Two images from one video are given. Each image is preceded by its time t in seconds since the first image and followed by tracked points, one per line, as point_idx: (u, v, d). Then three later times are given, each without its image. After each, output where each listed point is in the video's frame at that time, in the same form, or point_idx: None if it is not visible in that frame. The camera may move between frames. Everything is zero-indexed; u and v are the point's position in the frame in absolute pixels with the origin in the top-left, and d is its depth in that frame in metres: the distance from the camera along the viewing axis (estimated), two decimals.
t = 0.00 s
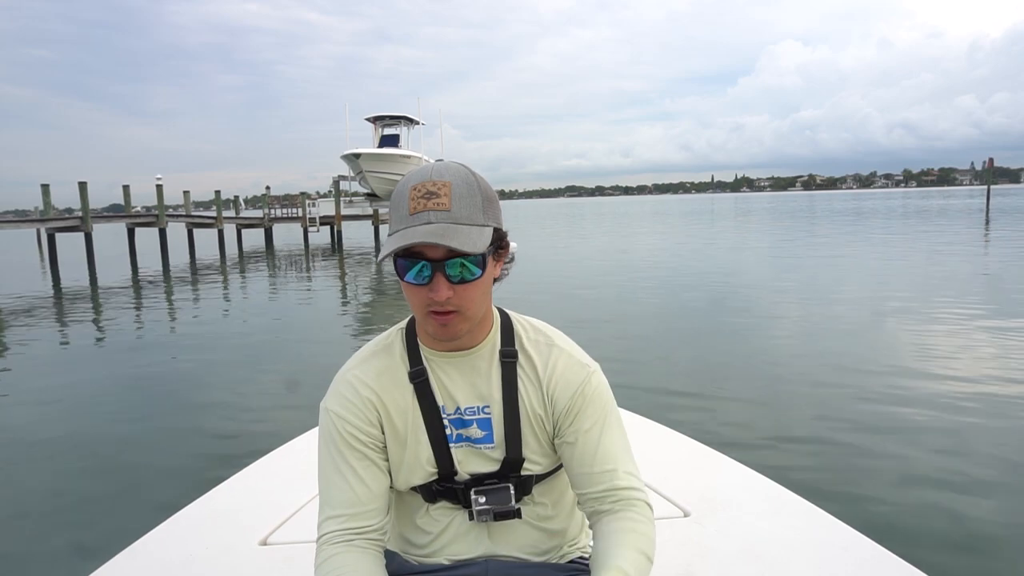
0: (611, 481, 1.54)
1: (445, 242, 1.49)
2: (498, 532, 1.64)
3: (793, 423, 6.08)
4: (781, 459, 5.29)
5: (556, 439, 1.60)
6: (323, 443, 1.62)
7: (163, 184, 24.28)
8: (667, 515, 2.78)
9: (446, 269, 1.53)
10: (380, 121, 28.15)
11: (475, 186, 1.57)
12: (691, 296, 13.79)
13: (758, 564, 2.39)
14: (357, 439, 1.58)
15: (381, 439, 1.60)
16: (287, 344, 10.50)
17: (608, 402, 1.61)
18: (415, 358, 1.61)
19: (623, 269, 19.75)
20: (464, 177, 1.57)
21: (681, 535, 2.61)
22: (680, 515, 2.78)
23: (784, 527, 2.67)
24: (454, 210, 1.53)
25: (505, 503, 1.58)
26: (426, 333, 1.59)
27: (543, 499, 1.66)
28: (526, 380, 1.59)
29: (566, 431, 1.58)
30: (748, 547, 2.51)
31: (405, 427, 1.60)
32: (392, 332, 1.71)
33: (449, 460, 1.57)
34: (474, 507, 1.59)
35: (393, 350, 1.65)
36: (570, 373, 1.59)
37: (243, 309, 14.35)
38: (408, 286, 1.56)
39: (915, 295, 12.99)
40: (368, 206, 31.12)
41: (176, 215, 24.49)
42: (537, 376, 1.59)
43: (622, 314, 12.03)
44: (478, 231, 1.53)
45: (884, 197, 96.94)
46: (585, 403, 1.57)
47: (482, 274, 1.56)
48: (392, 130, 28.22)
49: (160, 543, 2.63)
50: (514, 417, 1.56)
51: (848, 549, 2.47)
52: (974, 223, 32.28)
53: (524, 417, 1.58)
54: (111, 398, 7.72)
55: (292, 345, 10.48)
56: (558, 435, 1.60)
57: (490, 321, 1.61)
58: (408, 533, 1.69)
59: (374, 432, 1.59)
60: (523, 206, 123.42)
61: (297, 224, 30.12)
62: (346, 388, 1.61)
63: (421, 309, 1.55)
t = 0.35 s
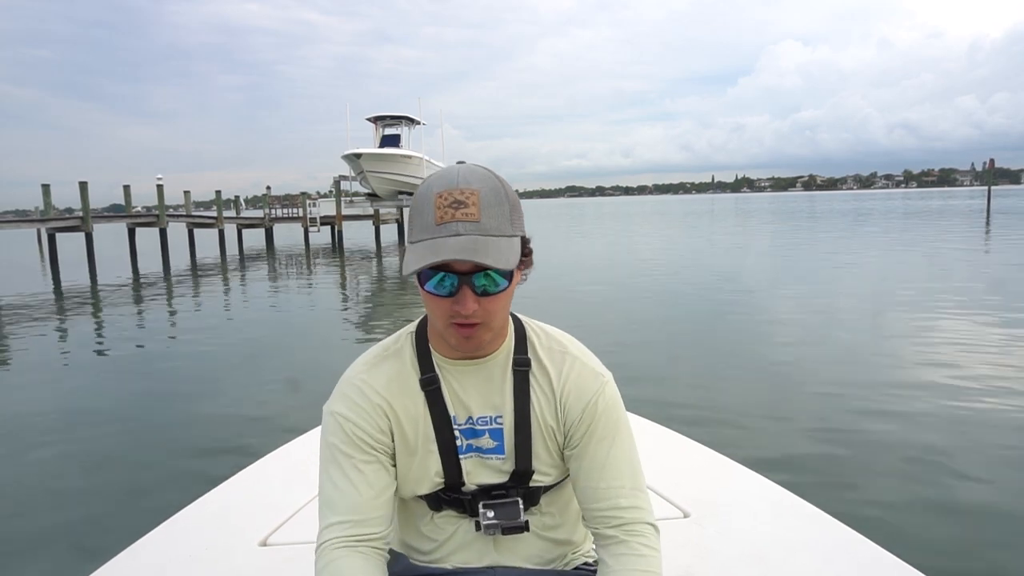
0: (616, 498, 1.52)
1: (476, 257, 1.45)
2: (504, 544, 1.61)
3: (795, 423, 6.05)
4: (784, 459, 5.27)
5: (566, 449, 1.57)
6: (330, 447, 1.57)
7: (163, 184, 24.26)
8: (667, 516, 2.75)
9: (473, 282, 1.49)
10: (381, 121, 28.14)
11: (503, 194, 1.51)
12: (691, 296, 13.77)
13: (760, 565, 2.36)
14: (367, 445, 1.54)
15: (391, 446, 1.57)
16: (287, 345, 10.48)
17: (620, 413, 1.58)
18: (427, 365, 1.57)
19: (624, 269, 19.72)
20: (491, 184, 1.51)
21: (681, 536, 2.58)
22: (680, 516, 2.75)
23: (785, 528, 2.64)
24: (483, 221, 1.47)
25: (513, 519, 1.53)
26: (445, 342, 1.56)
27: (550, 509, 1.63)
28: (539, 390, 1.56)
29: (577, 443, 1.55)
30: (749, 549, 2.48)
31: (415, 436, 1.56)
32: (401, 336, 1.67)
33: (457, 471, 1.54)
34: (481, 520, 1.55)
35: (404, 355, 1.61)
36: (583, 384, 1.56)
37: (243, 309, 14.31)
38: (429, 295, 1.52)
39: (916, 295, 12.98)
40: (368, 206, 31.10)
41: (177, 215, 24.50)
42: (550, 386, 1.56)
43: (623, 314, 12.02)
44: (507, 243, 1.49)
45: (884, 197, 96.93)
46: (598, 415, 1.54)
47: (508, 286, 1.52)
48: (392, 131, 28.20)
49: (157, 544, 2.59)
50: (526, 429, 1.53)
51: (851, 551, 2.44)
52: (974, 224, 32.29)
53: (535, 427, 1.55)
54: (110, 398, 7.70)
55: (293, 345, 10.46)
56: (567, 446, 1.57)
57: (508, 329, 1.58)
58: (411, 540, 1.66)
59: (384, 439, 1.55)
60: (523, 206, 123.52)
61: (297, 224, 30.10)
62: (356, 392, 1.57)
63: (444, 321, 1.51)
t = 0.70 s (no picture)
0: (621, 504, 1.52)
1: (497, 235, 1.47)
2: (507, 546, 1.62)
3: (795, 423, 6.06)
4: (782, 459, 5.28)
5: (573, 453, 1.58)
6: (339, 439, 1.56)
7: (164, 184, 24.26)
8: (667, 516, 2.76)
9: (491, 264, 1.51)
10: (381, 121, 28.13)
11: (526, 184, 1.55)
12: (692, 296, 13.77)
13: (759, 565, 2.37)
14: (377, 442, 1.54)
15: (400, 442, 1.57)
16: (287, 345, 10.49)
17: (630, 419, 1.58)
18: (439, 361, 1.58)
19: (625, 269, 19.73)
20: (515, 174, 1.56)
21: (681, 536, 2.59)
22: (680, 516, 2.76)
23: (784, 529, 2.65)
24: (505, 203, 1.50)
25: (518, 519, 1.55)
26: (460, 332, 1.57)
27: (554, 512, 1.65)
28: (550, 392, 1.57)
29: (586, 447, 1.56)
30: (748, 549, 2.48)
31: (425, 432, 1.57)
32: (416, 332, 1.68)
33: (465, 471, 1.55)
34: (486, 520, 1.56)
35: (417, 350, 1.62)
36: (594, 388, 1.56)
37: (244, 309, 14.32)
38: (448, 277, 1.54)
39: (917, 295, 12.98)
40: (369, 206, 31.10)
41: (177, 215, 24.51)
42: (562, 389, 1.57)
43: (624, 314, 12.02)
44: (527, 228, 1.52)
45: (885, 197, 96.82)
46: (608, 421, 1.55)
47: (526, 274, 1.55)
48: (393, 131, 28.20)
49: (158, 543, 2.61)
50: (536, 430, 1.54)
51: (849, 550, 2.45)
52: (974, 224, 32.26)
53: (546, 430, 1.56)
54: (111, 398, 7.71)
55: (294, 345, 10.47)
56: (576, 449, 1.58)
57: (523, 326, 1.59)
58: (412, 537, 1.66)
59: (394, 435, 1.55)
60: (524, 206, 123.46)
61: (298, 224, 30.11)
62: (368, 385, 1.57)
63: (460, 304, 1.52)
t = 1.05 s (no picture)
0: (616, 508, 1.53)
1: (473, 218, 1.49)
2: (502, 539, 1.63)
3: (795, 422, 6.07)
4: (781, 459, 5.29)
5: (571, 451, 1.58)
6: (340, 426, 1.62)
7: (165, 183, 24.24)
8: (667, 516, 2.77)
9: (473, 250, 1.53)
10: (382, 121, 28.14)
11: (514, 175, 1.56)
12: (693, 296, 13.77)
13: (758, 565, 2.37)
14: (375, 429, 1.58)
15: (398, 429, 1.60)
16: (289, 345, 10.51)
17: (628, 419, 1.58)
18: (439, 353, 1.60)
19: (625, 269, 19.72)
20: (505, 167, 1.58)
21: (680, 535, 2.59)
22: (680, 516, 2.77)
23: (784, 528, 2.65)
24: (487, 191, 1.53)
25: (508, 511, 1.55)
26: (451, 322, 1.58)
27: (550, 510, 1.64)
28: (548, 388, 1.57)
29: (582, 446, 1.56)
30: (747, 548, 2.49)
31: (422, 420, 1.59)
32: (420, 324, 1.71)
33: (459, 461, 1.56)
34: (477, 511, 1.57)
35: (419, 341, 1.64)
36: (592, 387, 1.56)
37: (244, 309, 14.32)
38: (436, 266, 1.58)
39: (918, 295, 12.96)
40: (370, 207, 31.12)
41: (178, 215, 24.54)
42: (560, 385, 1.57)
43: (625, 314, 12.04)
44: (509, 215, 1.52)
45: (886, 197, 96.74)
46: (605, 420, 1.54)
47: (510, 262, 1.54)
48: (394, 131, 28.19)
49: (158, 542, 2.62)
50: (532, 426, 1.54)
51: (848, 550, 2.45)
52: (976, 224, 32.22)
53: (542, 426, 1.56)
54: (111, 399, 7.73)
55: (294, 345, 10.48)
56: (572, 448, 1.58)
57: (517, 319, 1.59)
58: (412, 530, 1.68)
59: (391, 423, 1.59)
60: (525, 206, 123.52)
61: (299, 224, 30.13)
62: (369, 373, 1.61)
63: (445, 291, 1.55)
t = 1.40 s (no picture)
0: (615, 512, 1.52)
1: (412, 214, 1.53)
2: (499, 537, 1.63)
3: (795, 422, 6.08)
4: (781, 459, 5.29)
5: (570, 452, 1.57)
6: (347, 418, 1.67)
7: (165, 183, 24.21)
8: (667, 515, 2.77)
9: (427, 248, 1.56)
10: (383, 121, 28.13)
11: (470, 170, 1.55)
12: (693, 296, 13.76)
13: (758, 565, 2.37)
14: (378, 422, 1.62)
15: (400, 423, 1.63)
16: (289, 345, 10.51)
17: (628, 421, 1.55)
18: (439, 349, 1.62)
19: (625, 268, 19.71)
20: (466, 164, 1.58)
21: (680, 535, 2.60)
22: (680, 516, 2.77)
23: (784, 528, 2.65)
24: (438, 188, 1.56)
25: (498, 508, 1.54)
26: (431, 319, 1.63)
27: (550, 511, 1.63)
28: (545, 389, 1.56)
29: (581, 448, 1.54)
30: (747, 549, 2.49)
31: (422, 414, 1.62)
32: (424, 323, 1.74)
33: (456, 456, 1.58)
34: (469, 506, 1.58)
35: (419, 338, 1.68)
36: (591, 388, 1.53)
37: (245, 309, 14.31)
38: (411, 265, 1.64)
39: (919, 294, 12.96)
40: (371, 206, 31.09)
41: (179, 215, 24.54)
42: (557, 386, 1.56)
43: (626, 314, 12.03)
44: (453, 210, 1.52)
45: (887, 196, 96.65)
46: (603, 422, 1.52)
47: (459, 257, 1.53)
48: (395, 130, 28.19)
49: (158, 543, 2.62)
50: (526, 429, 1.53)
51: (850, 550, 2.45)
52: (977, 223, 32.18)
53: (537, 425, 1.55)
54: (111, 399, 7.73)
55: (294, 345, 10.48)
56: (571, 449, 1.57)
57: (484, 317, 1.57)
58: (416, 524, 1.71)
59: (394, 417, 1.62)
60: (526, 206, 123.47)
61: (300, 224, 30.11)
62: (374, 368, 1.65)
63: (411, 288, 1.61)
